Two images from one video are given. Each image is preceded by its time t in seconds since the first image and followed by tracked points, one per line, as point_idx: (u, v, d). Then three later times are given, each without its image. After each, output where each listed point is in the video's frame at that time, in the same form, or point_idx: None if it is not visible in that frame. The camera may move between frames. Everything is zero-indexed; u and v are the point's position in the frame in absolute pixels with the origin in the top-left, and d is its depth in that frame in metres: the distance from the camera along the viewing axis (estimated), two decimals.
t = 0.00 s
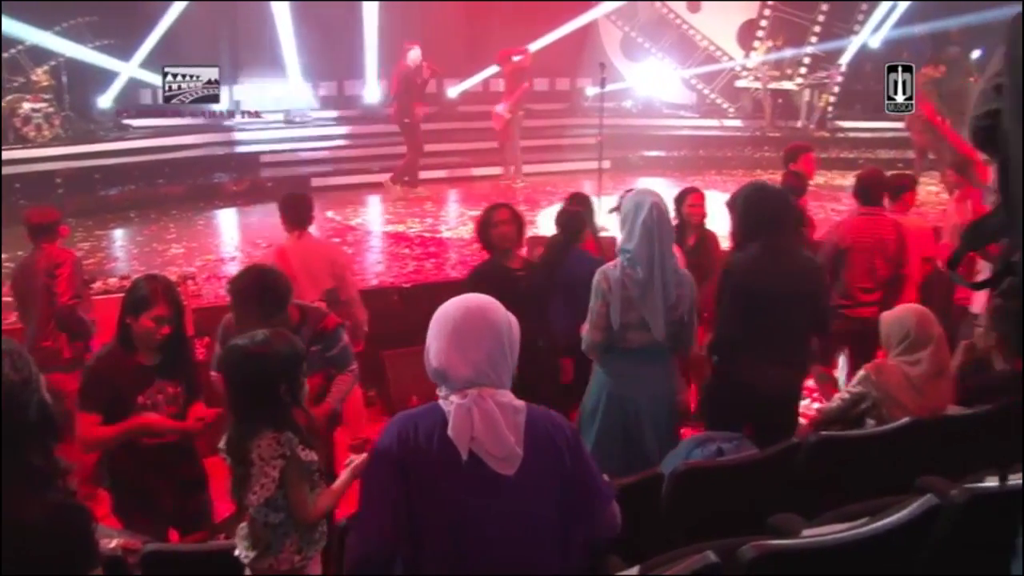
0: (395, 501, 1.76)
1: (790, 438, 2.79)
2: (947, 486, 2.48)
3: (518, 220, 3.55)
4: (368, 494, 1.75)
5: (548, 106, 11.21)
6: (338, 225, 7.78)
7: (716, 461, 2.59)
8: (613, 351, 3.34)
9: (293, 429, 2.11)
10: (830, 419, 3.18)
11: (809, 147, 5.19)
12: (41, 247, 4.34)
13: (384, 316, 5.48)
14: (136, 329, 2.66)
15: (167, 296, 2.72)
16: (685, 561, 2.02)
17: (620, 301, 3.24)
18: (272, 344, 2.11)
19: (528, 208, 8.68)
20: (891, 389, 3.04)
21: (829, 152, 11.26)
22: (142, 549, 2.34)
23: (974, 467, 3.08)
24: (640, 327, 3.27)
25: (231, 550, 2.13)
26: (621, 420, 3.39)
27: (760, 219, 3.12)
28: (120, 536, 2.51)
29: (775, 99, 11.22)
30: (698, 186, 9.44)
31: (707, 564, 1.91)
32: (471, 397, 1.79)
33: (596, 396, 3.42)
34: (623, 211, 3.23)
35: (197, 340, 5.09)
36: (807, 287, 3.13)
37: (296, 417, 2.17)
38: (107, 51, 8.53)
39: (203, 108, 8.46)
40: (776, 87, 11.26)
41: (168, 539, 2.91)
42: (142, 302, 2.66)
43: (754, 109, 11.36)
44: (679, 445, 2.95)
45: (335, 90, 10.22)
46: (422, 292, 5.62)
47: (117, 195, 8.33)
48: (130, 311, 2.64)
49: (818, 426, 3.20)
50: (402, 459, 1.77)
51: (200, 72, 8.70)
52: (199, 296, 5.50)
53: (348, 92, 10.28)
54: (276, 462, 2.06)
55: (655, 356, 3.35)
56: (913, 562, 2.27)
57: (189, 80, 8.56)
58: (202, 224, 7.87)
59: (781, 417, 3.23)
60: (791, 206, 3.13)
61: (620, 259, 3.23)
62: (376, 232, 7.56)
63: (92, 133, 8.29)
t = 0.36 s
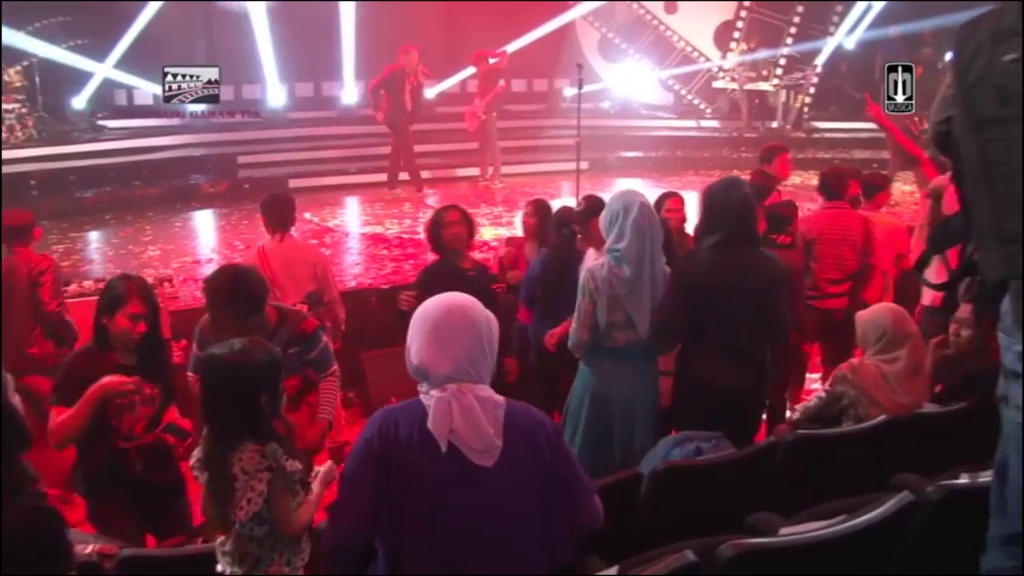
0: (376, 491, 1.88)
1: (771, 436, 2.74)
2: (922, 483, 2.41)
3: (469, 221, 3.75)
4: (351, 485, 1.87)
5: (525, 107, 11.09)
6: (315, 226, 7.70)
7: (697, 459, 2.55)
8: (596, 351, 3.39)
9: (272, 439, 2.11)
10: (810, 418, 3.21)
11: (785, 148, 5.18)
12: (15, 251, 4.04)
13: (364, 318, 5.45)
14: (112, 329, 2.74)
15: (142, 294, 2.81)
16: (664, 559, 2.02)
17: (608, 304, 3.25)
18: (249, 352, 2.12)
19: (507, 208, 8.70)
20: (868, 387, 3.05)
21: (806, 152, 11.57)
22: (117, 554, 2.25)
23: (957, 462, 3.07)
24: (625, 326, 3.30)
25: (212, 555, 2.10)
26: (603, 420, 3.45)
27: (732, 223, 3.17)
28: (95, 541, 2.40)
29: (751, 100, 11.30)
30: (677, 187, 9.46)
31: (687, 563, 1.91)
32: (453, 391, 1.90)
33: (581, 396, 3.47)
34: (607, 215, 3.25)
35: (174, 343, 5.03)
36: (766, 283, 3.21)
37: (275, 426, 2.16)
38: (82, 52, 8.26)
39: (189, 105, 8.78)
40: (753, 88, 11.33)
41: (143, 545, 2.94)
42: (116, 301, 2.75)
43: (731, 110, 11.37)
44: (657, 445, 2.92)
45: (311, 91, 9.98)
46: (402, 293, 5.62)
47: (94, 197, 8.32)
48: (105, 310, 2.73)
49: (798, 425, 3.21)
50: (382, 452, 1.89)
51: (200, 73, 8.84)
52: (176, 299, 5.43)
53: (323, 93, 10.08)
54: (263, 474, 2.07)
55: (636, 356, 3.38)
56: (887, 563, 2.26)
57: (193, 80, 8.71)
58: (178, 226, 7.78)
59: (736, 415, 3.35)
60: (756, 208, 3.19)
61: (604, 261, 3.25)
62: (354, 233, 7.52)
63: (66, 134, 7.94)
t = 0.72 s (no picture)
0: (357, 476, 1.89)
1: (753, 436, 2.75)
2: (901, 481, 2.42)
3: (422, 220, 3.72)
4: (333, 470, 1.88)
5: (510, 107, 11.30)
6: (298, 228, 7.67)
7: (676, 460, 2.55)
8: (582, 351, 3.41)
9: (261, 449, 2.08)
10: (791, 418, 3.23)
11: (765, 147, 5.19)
12: None
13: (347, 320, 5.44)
14: (91, 329, 2.79)
15: (120, 291, 2.84)
16: (645, 560, 2.02)
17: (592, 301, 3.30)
18: (235, 361, 2.07)
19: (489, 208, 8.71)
20: (848, 386, 3.08)
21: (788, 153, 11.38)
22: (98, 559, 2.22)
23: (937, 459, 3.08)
24: (612, 326, 3.35)
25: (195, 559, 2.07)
26: (588, 415, 3.47)
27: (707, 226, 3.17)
28: (75, 546, 2.37)
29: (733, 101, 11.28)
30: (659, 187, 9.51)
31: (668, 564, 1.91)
32: (439, 376, 1.93)
33: (568, 394, 3.49)
34: (596, 215, 3.31)
35: (155, 345, 5.00)
36: (750, 286, 3.20)
37: (263, 434, 2.12)
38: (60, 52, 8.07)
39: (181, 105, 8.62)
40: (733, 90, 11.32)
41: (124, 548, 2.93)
42: (92, 300, 2.79)
43: (713, 111, 11.48)
44: (640, 445, 2.93)
45: (292, 92, 10.40)
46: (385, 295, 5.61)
47: (72, 199, 8.03)
48: (82, 309, 2.78)
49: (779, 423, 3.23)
50: (365, 435, 1.90)
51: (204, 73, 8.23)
52: (158, 300, 5.41)
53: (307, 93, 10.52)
54: (250, 485, 2.04)
55: (617, 355, 3.41)
56: (866, 563, 2.28)
57: (192, 81, 8.00)
58: (158, 227, 7.74)
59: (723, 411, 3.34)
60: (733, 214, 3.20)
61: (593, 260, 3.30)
62: (337, 234, 7.51)
63: (46, 135, 7.92)
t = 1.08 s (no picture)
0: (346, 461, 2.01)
1: (737, 437, 2.76)
2: (886, 482, 2.44)
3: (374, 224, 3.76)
4: (324, 454, 2.00)
5: (493, 111, 11.21)
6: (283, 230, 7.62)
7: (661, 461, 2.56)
8: (567, 351, 3.39)
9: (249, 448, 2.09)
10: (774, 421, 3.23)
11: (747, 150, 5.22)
12: None
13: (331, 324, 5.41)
14: (72, 337, 2.79)
15: (102, 300, 2.84)
16: (632, 561, 2.03)
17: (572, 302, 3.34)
18: (223, 361, 2.09)
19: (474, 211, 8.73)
20: (831, 387, 3.10)
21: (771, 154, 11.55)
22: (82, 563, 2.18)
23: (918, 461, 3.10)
24: (596, 327, 3.36)
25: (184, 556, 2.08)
26: (573, 419, 3.43)
27: (697, 226, 3.24)
28: (59, 552, 2.32)
29: (717, 104, 11.52)
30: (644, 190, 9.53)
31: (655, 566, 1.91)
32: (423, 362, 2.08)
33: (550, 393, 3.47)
34: (587, 215, 3.33)
35: (138, 349, 4.98)
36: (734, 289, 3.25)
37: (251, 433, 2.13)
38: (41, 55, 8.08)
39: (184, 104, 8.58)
40: (718, 92, 11.54)
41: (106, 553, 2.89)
42: (76, 307, 2.80)
43: (696, 114, 11.65)
44: (626, 446, 2.93)
45: (277, 94, 10.12)
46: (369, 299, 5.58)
47: (54, 200, 8.27)
48: (64, 317, 2.79)
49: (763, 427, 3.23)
50: (351, 422, 2.01)
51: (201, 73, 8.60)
52: (139, 304, 5.37)
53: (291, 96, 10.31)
54: (237, 483, 2.04)
55: (601, 356, 3.40)
56: (850, 562, 2.28)
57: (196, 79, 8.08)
58: (141, 230, 7.70)
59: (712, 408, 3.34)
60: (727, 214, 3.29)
61: (578, 260, 3.34)
62: (321, 237, 7.50)
63: (27, 137, 7.99)
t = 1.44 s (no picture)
0: (339, 439, 1.97)
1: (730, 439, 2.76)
2: (878, 484, 2.44)
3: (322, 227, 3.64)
4: (317, 434, 1.95)
5: (487, 114, 11.26)
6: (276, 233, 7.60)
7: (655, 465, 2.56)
8: (562, 355, 3.43)
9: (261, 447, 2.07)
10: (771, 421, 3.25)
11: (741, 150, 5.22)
12: None
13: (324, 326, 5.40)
14: (74, 345, 2.71)
15: (104, 304, 2.76)
16: (625, 564, 2.01)
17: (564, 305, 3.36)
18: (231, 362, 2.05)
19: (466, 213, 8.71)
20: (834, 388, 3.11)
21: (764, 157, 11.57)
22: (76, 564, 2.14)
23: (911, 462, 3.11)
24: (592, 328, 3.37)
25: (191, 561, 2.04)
26: (567, 420, 3.46)
27: (696, 229, 3.24)
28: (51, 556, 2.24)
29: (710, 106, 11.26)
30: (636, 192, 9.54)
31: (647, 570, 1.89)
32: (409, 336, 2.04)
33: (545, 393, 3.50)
34: (581, 219, 3.38)
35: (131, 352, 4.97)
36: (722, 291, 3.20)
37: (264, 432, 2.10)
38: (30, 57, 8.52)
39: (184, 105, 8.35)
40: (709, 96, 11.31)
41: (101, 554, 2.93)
42: (76, 313, 2.71)
43: (689, 117, 11.45)
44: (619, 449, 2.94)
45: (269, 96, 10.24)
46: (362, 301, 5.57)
47: (44, 204, 8.08)
48: (65, 325, 2.70)
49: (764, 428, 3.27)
50: (343, 398, 1.97)
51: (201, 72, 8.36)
52: (132, 306, 5.37)
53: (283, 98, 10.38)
54: (257, 484, 2.03)
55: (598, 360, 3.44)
56: (843, 563, 2.28)
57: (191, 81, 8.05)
58: (133, 232, 7.69)
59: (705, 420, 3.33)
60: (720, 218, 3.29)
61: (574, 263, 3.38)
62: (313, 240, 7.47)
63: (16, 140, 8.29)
